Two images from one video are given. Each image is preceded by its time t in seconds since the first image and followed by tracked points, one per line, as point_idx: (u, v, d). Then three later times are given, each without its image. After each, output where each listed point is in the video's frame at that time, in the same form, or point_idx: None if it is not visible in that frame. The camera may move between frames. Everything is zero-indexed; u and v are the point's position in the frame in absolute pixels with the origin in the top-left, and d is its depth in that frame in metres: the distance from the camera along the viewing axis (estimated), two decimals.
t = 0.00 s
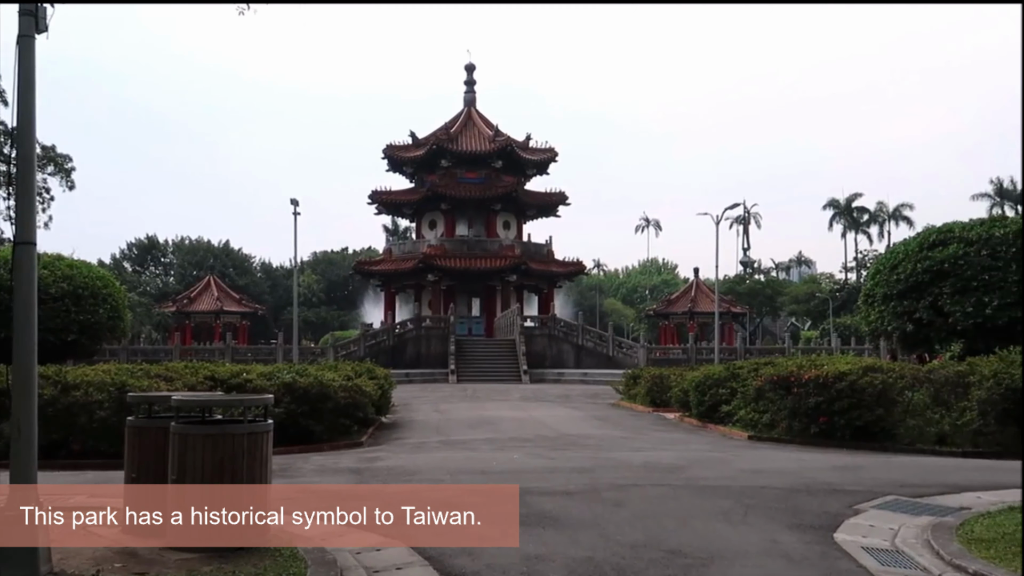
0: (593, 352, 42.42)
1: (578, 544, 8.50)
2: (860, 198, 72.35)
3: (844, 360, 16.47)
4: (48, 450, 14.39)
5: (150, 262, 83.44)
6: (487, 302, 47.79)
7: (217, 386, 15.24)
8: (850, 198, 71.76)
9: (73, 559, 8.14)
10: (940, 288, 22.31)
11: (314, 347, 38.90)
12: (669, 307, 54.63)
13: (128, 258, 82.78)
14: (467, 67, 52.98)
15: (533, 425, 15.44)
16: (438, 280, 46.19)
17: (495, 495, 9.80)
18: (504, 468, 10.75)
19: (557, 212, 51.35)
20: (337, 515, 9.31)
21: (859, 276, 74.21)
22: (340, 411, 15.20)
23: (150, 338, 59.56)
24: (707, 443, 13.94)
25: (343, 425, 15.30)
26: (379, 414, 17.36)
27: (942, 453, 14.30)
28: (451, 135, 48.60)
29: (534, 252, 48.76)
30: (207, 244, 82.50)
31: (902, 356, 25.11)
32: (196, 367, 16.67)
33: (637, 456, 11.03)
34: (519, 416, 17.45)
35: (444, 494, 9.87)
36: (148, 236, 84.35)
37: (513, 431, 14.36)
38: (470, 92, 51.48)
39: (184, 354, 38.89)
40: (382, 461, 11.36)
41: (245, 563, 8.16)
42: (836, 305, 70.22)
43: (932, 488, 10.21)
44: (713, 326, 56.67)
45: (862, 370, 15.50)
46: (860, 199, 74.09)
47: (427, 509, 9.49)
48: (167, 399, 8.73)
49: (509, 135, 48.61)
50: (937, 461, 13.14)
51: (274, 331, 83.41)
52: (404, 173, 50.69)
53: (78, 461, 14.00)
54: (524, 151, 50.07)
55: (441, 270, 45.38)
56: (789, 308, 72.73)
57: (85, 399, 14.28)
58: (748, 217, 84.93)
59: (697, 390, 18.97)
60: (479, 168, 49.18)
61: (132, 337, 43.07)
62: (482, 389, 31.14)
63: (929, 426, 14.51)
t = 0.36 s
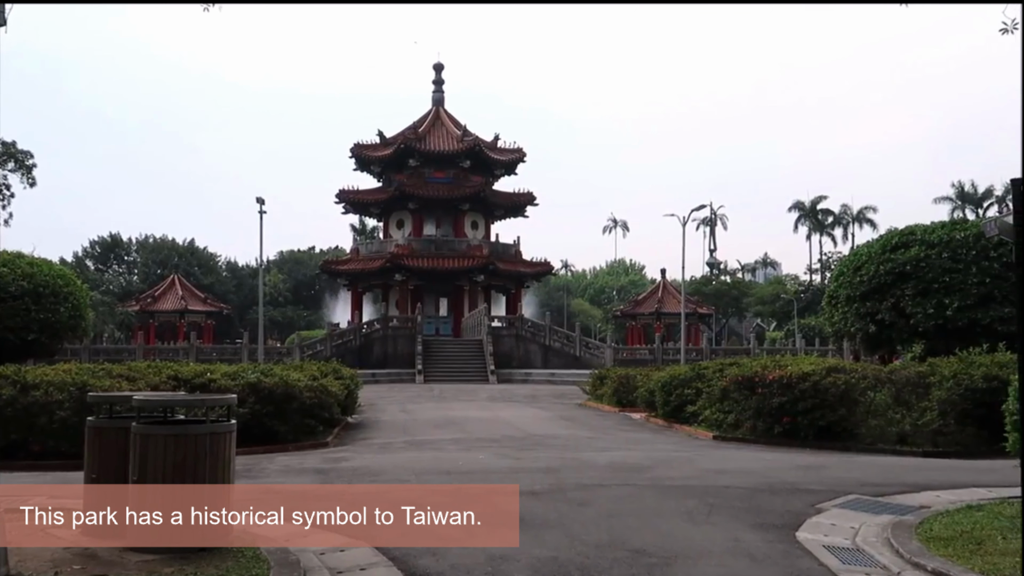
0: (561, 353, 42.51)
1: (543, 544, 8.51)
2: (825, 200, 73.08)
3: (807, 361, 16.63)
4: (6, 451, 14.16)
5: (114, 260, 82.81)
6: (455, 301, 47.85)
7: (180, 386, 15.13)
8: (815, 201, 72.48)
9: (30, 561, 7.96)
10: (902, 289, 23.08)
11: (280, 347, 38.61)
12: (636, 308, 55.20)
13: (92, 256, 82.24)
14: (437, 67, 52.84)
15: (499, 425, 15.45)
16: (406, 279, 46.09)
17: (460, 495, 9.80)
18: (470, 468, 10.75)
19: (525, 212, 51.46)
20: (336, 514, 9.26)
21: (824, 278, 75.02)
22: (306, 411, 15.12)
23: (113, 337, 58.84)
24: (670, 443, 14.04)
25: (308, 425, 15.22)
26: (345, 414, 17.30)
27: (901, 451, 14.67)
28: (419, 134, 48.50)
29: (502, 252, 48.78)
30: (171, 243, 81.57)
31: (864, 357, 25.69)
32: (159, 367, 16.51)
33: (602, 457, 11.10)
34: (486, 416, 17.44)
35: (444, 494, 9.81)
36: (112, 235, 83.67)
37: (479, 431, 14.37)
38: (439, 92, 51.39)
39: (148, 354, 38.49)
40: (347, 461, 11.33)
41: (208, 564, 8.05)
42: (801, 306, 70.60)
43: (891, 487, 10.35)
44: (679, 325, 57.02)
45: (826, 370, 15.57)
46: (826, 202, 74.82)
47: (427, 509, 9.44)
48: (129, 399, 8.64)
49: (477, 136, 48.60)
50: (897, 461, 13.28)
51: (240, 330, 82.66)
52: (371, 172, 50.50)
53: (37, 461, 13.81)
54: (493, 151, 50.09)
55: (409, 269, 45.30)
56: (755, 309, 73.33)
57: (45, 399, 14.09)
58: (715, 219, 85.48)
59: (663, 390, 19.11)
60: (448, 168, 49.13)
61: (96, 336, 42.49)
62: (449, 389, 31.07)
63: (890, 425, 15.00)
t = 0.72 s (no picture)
0: (541, 351, 42.54)
1: (522, 541, 8.50)
2: (804, 200, 73.42)
3: (787, 360, 16.72)
4: None
5: (91, 256, 81.94)
6: (435, 299, 47.88)
7: (158, 384, 15.07)
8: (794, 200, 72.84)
9: (5, 560, 7.88)
10: (879, 289, 22.82)
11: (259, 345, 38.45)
12: (616, 306, 55.42)
13: (69, 252, 81.47)
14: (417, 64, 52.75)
15: (479, 423, 15.46)
16: (385, 277, 46.05)
17: (439, 494, 9.79)
18: (449, 466, 10.75)
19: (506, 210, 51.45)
20: (338, 514, 9.20)
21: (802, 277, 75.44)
22: (285, 409, 15.07)
23: (90, 335, 58.30)
24: (649, 440, 14.09)
25: (287, 423, 15.18)
26: (324, 412, 17.27)
27: (879, 450, 14.76)
28: (399, 132, 48.39)
29: (481, 250, 48.71)
30: (149, 239, 80.49)
31: (843, 356, 25.48)
32: (137, 365, 16.43)
33: (581, 455, 11.13)
34: (465, 414, 17.44)
35: (449, 494, 9.74)
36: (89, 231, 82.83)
37: (459, 429, 14.37)
38: (419, 89, 51.32)
39: (125, 351, 38.18)
40: (326, 459, 11.31)
41: (185, 562, 7.99)
42: (780, 305, 70.22)
43: (868, 485, 10.43)
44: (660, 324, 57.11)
45: (805, 368, 15.74)
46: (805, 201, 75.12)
47: (427, 509, 9.38)
48: (105, 397, 8.58)
49: (458, 133, 48.55)
50: (875, 459, 13.40)
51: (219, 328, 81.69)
52: (351, 170, 50.34)
53: (12, 460, 13.69)
54: (473, 149, 50.08)
55: (388, 267, 45.23)
56: (734, 308, 74.39)
57: (20, 397, 13.98)
58: (695, 218, 85.74)
59: (642, 388, 19.18)
60: (428, 166, 49.04)
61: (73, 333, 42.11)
62: (428, 387, 30.95)
63: (868, 424, 15.11)
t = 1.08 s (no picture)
0: (512, 350, 42.60)
1: (489, 541, 8.50)
2: (773, 199, 74.02)
3: (755, 358, 16.86)
4: None
5: (57, 255, 80.13)
6: (407, 297, 47.83)
7: (125, 384, 14.95)
8: (763, 200, 73.43)
9: None
10: (848, 287, 22.76)
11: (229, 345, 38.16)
12: (587, 305, 55.59)
13: (34, 251, 80.02)
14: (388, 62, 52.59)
15: (449, 422, 15.46)
16: (357, 276, 45.95)
17: (410, 493, 9.77)
18: (420, 466, 10.75)
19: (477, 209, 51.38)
20: (336, 514, 9.16)
21: (772, 276, 76.12)
22: (254, 409, 14.99)
23: (56, 335, 57.52)
24: (618, 438, 14.18)
25: (256, 423, 15.10)
26: (294, 411, 17.22)
27: (846, 447, 14.89)
28: (370, 130, 48.23)
29: (453, 250, 48.74)
30: (117, 238, 79.85)
31: (810, 354, 25.27)
32: (103, 365, 16.26)
33: (552, 453, 11.16)
34: (436, 412, 17.44)
35: (448, 495, 9.71)
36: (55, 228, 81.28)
37: (430, 428, 14.37)
38: (390, 88, 51.17)
39: (92, 351, 37.75)
40: (295, 459, 11.28)
41: (152, 563, 7.92)
42: (750, 303, 72.54)
43: (836, 481, 10.55)
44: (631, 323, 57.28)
45: (772, 366, 15.89)
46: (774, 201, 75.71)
47: (427, 509, 9.35)
48: (69, 397, 8.46)
49: (429, 132, 48.46)
50: (844, 455, 13.55)
51: (188, 327, 81.79)
52: (322, 168, 50.11)
53: None
54: (445, 148, 50.05)
55: (359, 266, 45.10)
56: (705, 306, 75.23)
57: None
58: (665, 217, 86.18)
59: (612, 387, 19.27)
60: (399, 164, 48.92)
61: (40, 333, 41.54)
62: (399, 386, 30.83)
63: (835, 421, 15.25)
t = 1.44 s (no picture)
0: (482, 349, 42.88)
1: (458, 541, 8.49)
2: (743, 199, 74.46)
3: (724, 356, 16.96)
4: None
5: (22, 254, 79.29)
6: (377, 297, 47.65)
7: (91, 385, 14.79)
8: (733, 199, 73.77)
9: None
10: (815, 286, 22.89)
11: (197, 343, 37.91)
12: (558, 304, 55.48)
13: None
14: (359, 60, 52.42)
15: (420, 421, 15.47)
16: (327, 275, 45.85)
17: (381, 493, 9.76)
18: (390, 465, 10.75)
19: (448, 208, 51.15)
20: (337, 514, 9.11)
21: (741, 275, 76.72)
22: (222, 409, 14.89)
23: (22, 335, 56.90)
24: (588, 437, 14.25)
25: (224, 423, 15.00)
26: (263, 411, 17.13)
27: (813, 445, 15.07)
28: (341, 128, 48.08)
29: (424, 249, 48.76)
30: (83, 236, 78.80)
31: (779, 353, 25.57)
32: (67, 365, 16.08)
33: (522, 452, 11.22)
34: (408, 412, 17.45)
35: (455, 497, 9.64)
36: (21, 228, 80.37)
37: (400, 428, 14.38)
38: (361, 86, 51.04)
39: (59, 351, 37.34)
40: (264, 459, 11.23)
41: (117, 565, 7.84)
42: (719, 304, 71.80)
43: (803, 479, 10.64)
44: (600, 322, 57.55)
45: (741, 365, 15.87)
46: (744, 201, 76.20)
47: (428, 509, 9.32)
48: (32, 397, 8.34)
49: (400, 130, 48.39)
50: (811, 453, 13.71)
51: (156, 327, 81.22)
52: (292, 167, 49.86)
53: None
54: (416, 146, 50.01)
55: (328, 265, 44.89)
56: (675, 306, 75.86)
57: None
58: (637, 217, 86.56)
59: (583, 386, 19.37)
60: (370, 163, 48.82)
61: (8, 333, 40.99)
62: (370, 386, 30.75)
63: (803, 419, 15.46)
